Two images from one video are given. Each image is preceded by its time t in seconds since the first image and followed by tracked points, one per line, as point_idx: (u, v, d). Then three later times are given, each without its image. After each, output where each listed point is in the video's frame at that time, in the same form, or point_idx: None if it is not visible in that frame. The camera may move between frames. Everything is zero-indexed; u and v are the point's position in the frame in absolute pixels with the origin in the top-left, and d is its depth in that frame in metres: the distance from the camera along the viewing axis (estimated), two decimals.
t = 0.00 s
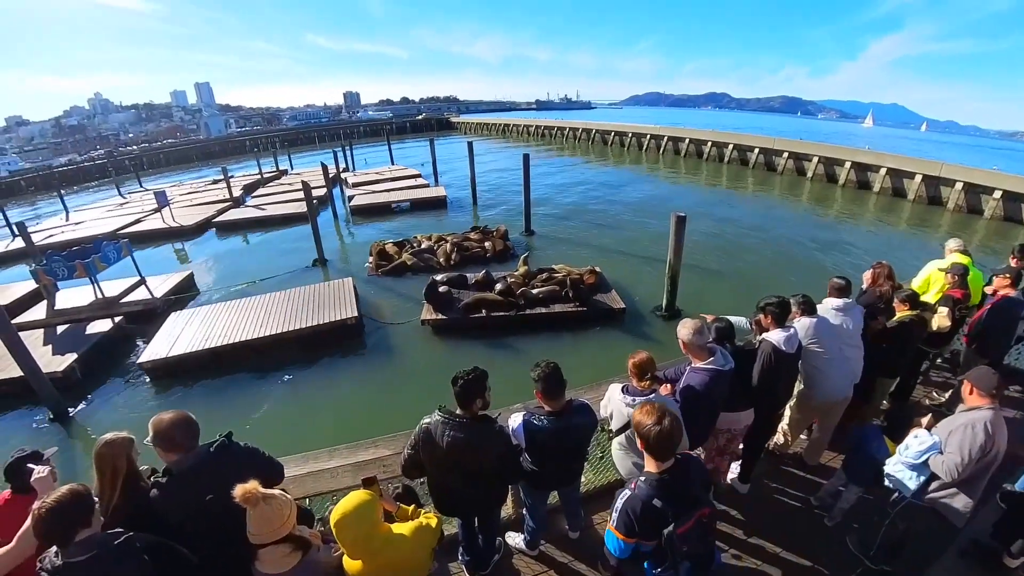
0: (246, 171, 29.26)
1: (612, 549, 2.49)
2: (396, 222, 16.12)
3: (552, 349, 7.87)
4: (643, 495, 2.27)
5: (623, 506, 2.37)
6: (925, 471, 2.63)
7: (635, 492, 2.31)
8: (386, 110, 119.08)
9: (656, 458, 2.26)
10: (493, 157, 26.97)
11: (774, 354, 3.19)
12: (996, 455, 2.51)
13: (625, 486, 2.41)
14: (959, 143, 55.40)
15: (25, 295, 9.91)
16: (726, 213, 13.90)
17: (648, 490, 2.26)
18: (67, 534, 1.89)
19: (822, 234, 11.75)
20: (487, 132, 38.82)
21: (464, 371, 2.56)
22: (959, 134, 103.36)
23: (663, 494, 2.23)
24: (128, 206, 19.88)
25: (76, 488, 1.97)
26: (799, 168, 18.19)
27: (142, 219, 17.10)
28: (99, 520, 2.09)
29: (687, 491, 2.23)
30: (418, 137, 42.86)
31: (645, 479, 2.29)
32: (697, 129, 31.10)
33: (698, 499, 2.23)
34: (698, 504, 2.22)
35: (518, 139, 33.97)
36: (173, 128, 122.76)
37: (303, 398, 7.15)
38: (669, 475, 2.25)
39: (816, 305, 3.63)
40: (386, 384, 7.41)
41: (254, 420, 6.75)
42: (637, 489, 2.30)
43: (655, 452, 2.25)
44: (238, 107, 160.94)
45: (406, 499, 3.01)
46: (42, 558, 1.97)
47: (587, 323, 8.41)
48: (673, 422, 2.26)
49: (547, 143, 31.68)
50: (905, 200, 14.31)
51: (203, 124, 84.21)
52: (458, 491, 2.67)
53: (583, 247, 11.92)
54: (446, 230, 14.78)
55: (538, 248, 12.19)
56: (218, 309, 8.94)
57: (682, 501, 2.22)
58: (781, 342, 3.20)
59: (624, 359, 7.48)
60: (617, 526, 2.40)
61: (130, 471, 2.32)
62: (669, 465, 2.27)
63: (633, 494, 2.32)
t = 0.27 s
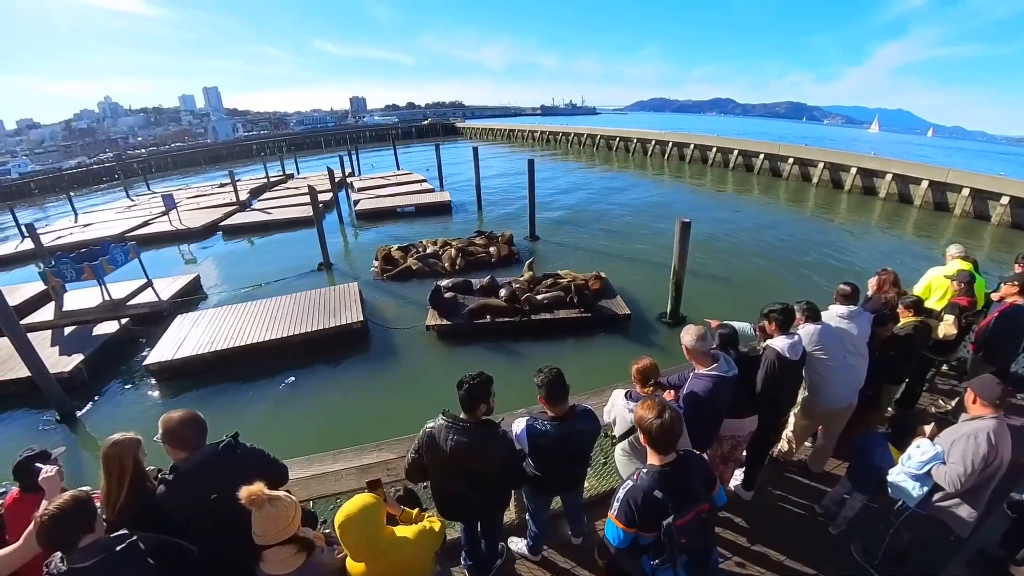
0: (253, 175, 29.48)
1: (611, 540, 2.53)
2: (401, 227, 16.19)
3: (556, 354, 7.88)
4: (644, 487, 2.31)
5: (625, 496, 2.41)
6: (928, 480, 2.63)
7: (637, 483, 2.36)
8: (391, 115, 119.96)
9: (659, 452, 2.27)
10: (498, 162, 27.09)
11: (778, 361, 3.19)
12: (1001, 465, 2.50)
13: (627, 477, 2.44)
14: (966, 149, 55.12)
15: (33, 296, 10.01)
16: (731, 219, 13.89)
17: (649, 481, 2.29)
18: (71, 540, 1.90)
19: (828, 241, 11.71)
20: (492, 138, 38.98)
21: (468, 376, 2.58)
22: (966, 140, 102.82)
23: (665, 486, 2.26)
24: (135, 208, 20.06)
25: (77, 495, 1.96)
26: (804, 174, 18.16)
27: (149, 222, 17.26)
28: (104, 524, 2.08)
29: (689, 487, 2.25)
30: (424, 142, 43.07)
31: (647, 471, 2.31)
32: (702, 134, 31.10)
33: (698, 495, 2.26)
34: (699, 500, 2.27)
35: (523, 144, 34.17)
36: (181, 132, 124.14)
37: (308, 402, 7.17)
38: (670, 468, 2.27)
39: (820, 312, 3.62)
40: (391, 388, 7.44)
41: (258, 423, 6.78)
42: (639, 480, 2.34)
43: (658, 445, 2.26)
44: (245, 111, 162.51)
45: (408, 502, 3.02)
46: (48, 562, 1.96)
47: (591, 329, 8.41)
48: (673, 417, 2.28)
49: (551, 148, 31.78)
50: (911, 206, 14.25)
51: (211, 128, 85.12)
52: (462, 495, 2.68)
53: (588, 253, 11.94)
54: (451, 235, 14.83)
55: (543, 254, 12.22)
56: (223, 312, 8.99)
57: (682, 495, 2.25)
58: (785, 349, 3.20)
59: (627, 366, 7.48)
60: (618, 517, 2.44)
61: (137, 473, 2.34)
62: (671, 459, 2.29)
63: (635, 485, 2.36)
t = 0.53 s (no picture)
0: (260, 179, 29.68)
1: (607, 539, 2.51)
2: (406, 231, 16.24)
3: (559, 359, 7.85)
4: (642, 486, 2.29)
5: (622, 496, 2.40)
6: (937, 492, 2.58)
7: (635, 482, 2.34)
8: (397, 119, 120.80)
9: (659, 452, 2.25)
10: (504, 167, 27.15)
11: (784, 367, 3.15)
12: (1011, 477, 2.44)
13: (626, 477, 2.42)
14: (974, 155, 54.81)
15: (41, 296, 10.10)
16: (736, 225, 13.83)
17: (647, 481, 2.27)
18: (71, 543, 1.87)
19: (834, 247, 11.63)
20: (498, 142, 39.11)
21: (472, 380, 2.56)
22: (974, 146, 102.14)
23: (663, 487, 2.24)
24: (144, 211, 20.23)
25: (80, 498, 1.92)
26: (810, 179, 18.09)
27: (157, 224, 17.40)
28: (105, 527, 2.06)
29: (688, 488, 2.22)
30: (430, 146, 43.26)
31: (646, 471, 2.29)
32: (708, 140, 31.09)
33: (697, 497, 2.24)
34: (698, 502, 2.24)
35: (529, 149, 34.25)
36: (189, 135, 125.41)
37: (311, 405, 7.17)
38: (669, 469, 2.25)
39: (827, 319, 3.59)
40: (394, 392, 7.42)
41: (262, 425, 6.79)
42: (637, 480, 2.31)
43: (656, 445, 2.24)
44: (252, 115, 163.95)
45: (412, 506, 3.00)
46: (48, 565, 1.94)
47: (597, 335, 8.36)
48: (673, 417, 2.25)
49: (557, 153, 31.84)
50: (918, 212, 14.15)
51: (218, 131, 85.86)
52: (464, 500, 2.66)
53: (593, 258, 11.91)
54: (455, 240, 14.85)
55: (548, 258, 12.21)
56: (229, 315, 9.03)
57: (680, 496, 2.23)
58: (792, 355, 3.15)
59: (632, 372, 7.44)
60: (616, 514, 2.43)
61: (140, 473, 2.33)
62: (670, 459, 2.27)
63: (633, 485, 2.34)
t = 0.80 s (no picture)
0: (263, 180, 29.79)
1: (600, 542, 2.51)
2: (409, 233, 16.27)
3: (561, 361, 7.85)
4: (636, 491, 2.29)
5: (616, 499, 2.39)
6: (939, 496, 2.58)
7: (628, 487, 2.35)
8: (400, 122, 121.00)
9: (653, 457, 2.26)
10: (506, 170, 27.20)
11: (787, 368, 3.14)
12: (1015, 481, 2.42)
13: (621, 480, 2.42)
14: (977, 158, 54.70)
15: (44, 296, 10.13)
16: (739, 228, 13.82)
17: (640, 486, 2.28)
18: (74, 534, 1.88)
19: (837, 250, 11.61)
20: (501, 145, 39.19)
21: (474, 379, 2.56)
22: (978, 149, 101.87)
23: (655, 491, 2.23)
24: (147, 211, 20.32)
25: (85, 491, 1.95)
26: (813, 182, 18.07)
27: (161, 225, 17.46)
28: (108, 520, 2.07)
29: (680, 494, 2.22)
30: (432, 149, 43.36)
31: (640, 475, 2.30)
32: (711, 143, 31.07)
33: (691, 502, 2.21)
34: (692, 507, 2.21)
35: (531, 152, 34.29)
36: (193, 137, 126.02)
37: (314, 406, 7.18)
38: (663, 474, 2.25)
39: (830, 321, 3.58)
40: (396, 393, 7.43)
41: (264, 426, 6.80)
42: (631, 484, 2.32)
43: (649, 449, 2.24)
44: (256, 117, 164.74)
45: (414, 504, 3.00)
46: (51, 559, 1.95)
47: (600, 337, 8.35)
48: (665, 421, 2.26)
49: (560, 156, 31.89)
50: (921, 215, 14.12)
51: (221, 133, 86.27)
52: (465, 500, 2.66)
53: (595, 260, 11.91)
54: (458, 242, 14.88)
55: (550, 261, 12.22)
56: (232, 316, 9.05)
57: (672, 501, 2.21)
58: (794, 355, 3.15)
59: (634, 374, 7.43)
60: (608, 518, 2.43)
61: (142, 471, 2.33)
62: (664, 464, 2.26)
63: (627, 489, 2.35)
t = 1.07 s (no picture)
0: (265, 181, 29.89)
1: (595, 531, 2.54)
2: (411, 233, 16.33)
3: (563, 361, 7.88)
4: (635, 489, 2.31)
5: (615, 497, 2.41)
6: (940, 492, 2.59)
7: (628, 485, 2.36)
8: (401, 123, 121.30)
9: (653, 455, 2.29)
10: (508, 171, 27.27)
11: (786, 364, 3.17)
12: (1013, 477, 2.44)
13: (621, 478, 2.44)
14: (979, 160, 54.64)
15: (48, 296, 10.19)
16: (740, 229, 13.84)
17: (640, 485, 2.30)
18: (86, 517, 1.94)
19: (838, 251, 11.63)
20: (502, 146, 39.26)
21: (477, 372, 2.59)
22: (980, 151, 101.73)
23: (655, 490, 2.26)
24: (150, 212, 20.40)
25: (97, 475, 2.03)
26: (814, 183, 18.09)
27: (163, 225, 17.54)
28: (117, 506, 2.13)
29: (680, 492, 2.25)
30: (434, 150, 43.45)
31: (639, 474, 2.32)
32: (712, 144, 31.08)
33: (690, 501, 2.25)
34: (691, 506, 2.25)
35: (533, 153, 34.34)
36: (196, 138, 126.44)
37: (316, 405, 7.22)
38: (663, 472, 2.28)
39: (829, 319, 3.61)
40: (398, 392, 7.46)
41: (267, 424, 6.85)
42: (631, 483, 2.34)
43: (649, 447, 2.26)
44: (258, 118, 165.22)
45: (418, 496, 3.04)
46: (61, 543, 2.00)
47: (601, 337, 8.38)
48: (664, 418, 2.29)
49: (561, 157, 31.95)
50: (922, 216, 14.14)
51: (223, 133, 86.56)
52: (469, 492, 2.69)
53: (597, 261, 11.95)
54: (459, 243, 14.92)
55: (552, 261, 12.26)
56: (236, 316, 9.09)
57: (672, 499, 2.24)
58: (793, 352, 3.18)
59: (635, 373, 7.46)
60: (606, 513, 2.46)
61: (151, 461, 2.38)
62: (664, 463, 2.30)
63: (626, 487, 2.36)
